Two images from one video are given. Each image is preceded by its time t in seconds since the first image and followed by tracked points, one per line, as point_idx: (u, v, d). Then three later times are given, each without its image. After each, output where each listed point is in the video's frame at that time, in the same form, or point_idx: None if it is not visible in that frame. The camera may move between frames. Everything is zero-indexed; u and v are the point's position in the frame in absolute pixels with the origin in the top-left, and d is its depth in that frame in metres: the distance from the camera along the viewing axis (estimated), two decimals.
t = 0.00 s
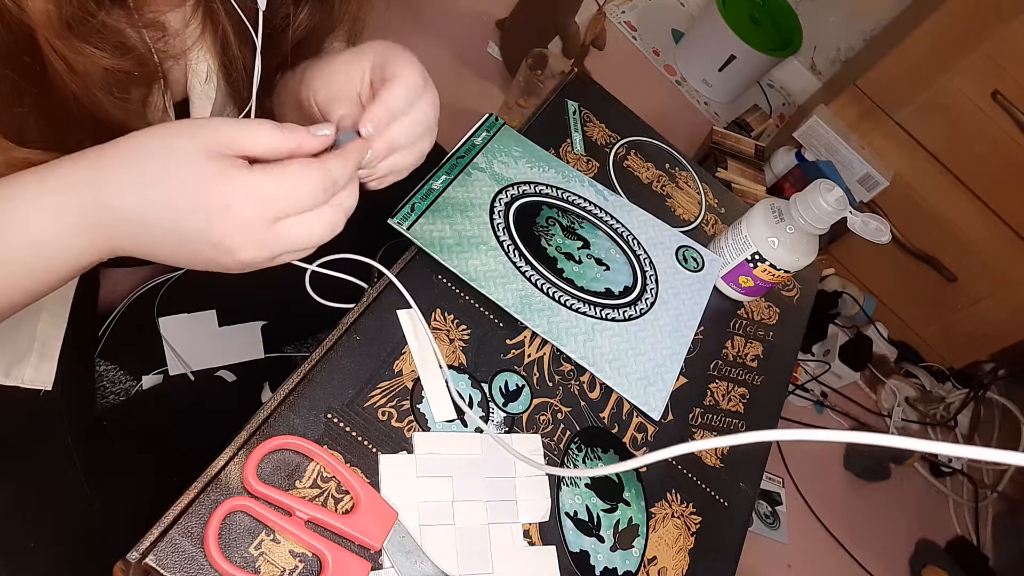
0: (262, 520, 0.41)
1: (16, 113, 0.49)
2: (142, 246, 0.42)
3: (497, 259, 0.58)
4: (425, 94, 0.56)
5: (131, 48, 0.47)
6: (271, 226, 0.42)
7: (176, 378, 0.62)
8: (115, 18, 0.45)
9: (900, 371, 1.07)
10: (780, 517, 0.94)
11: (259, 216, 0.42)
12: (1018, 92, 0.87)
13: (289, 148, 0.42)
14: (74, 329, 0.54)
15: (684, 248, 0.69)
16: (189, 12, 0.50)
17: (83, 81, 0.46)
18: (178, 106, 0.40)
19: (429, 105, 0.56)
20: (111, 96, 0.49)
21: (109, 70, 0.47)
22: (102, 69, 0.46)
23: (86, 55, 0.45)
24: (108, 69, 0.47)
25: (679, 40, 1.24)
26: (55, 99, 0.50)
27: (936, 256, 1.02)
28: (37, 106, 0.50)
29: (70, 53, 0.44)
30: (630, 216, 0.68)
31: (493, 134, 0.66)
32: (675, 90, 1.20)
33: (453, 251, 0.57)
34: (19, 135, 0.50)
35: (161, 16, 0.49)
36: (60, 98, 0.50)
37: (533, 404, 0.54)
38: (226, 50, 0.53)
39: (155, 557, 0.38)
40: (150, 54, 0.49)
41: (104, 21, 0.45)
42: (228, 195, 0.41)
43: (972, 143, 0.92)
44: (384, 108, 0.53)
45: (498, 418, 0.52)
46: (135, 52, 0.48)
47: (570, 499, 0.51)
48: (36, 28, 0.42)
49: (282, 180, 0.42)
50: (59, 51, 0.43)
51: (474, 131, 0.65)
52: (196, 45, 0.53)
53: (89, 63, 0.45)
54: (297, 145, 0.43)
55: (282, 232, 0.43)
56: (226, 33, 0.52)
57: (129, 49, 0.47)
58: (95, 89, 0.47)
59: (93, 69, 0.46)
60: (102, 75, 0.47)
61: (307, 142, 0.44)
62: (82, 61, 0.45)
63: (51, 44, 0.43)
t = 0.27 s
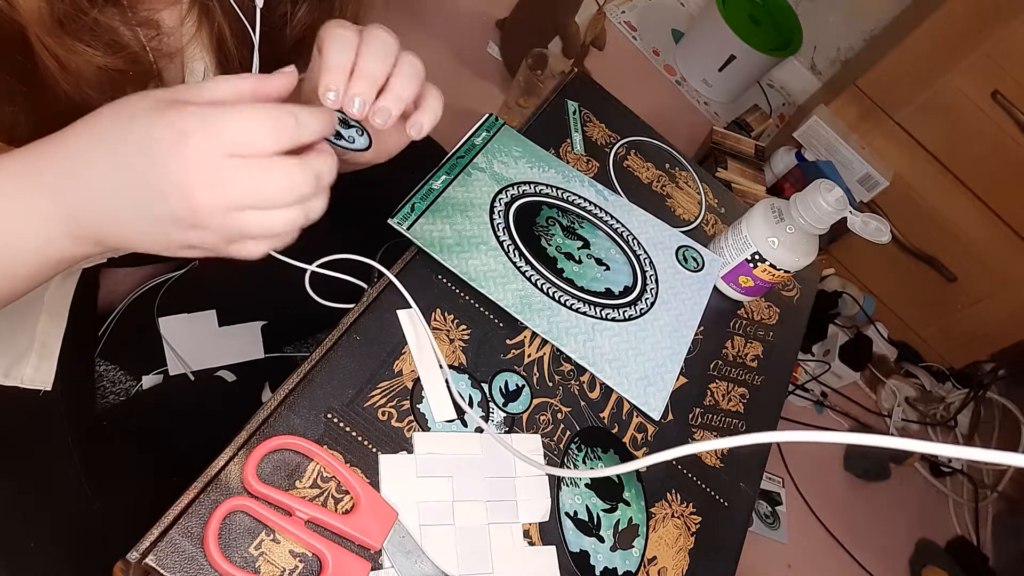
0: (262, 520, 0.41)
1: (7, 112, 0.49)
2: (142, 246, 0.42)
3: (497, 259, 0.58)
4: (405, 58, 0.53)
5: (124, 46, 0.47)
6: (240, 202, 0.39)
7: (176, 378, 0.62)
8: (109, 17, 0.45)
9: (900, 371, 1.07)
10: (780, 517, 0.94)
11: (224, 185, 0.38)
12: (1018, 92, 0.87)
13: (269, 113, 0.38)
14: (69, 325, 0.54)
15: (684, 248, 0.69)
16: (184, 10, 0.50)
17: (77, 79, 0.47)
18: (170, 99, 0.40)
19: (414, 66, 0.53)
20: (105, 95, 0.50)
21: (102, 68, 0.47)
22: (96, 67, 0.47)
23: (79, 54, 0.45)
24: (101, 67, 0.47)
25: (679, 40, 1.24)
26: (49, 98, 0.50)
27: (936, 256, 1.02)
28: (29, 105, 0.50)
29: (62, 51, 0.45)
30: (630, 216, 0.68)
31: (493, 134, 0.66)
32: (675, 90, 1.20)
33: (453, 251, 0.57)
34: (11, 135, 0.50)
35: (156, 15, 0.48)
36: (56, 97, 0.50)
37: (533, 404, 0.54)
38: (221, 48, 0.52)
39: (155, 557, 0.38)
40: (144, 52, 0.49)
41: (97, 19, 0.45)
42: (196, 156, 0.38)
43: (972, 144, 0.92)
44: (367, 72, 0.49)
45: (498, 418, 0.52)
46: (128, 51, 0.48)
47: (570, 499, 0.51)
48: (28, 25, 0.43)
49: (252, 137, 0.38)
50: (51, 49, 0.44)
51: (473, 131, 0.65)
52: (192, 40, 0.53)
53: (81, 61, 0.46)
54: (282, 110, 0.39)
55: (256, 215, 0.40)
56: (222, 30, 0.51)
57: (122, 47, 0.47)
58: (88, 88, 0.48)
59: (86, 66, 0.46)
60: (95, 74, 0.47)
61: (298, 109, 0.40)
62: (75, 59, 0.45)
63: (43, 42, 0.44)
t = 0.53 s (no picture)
0: (262, 520, 0.41)
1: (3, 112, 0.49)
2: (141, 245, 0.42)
3: (497, 259, 0.58)
4: (393, 46, 0.53)
5: (121, 46, 0.47)
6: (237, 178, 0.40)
7: (176, 378, 0.62)
8: (105, 18, 0.45)
9: (900, 371, 1.07)
10: (780, 517, 0.94)
11: (222, 159, 0.40)
12: (1018, 93, 0.87)
13: (266, 95, 0.41)
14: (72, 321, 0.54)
15: (684, 248, 0.69)
16: (181, 9, 0.50)
17: (75, 80, 0.47)
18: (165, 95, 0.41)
19: (403, 53, 0.53)
20: (104, 96, 0.50)
21: (99, 68, 0.47)
22: (93, 67, 0.47)
23: (76, 54, 0.45)
24: (97, 67, 0.47)
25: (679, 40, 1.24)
26: (47, 99, 0.50)
27: (936, 256, 1.02)
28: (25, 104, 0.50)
29: (58, 51, 0.44)
30: (630, 216, 0.68)
31: (493, 134, 0.66)
32: (675, 90, 1.20)
33: (453, 251, 0.57)
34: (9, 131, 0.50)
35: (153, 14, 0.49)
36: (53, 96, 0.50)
37: (533, 404, 0.54)
38: (218, 46, 0.52)
39: (155, 557, 0.38)
40: (141, 52, 0.49)
41: (93, 19, 0.45)
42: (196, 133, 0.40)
43: (972, 143, 0.92)
44: (354, 65, 0.49)
45: (498, 418, 0.52)
46: (125, 51, 0.48)
47: (570, 499, 0.51)
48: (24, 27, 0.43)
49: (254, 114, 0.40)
50: (47, 49, 0.44)
51: (473, 131, 0.65)
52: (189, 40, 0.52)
53: (78, 62, 0.46)
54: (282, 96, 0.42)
55: (249, 194, 0.41)
56: (219, 28, 0.51)
57: (118, 47, 0.47)
58: (85, 89, 0.48)
59: (83, 67, 0.46)
60: (92, 74, 0.47)
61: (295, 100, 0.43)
62: (72, 59, 0.45)
63: (38, 42, 0.44)
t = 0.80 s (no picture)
0: (262, 520, 0.41)
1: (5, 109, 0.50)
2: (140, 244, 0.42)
3: (497, 259, 0.58)
4: (391, 61, 0.53)
5: (121, 44, 0.47)
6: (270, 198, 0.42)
7: (176, 378, 0.62)
8: (107, 16, 0.45)
9: (900, 371, 1.07)
10: (780, 517, 0.94)
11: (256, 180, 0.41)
12: (1018, 93, 0.87)
13: (299, 118, 0.42)
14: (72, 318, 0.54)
15: (684, 247, 0.69)
16: (181, 8, 0.49)
17: (75, 79, 0.47)
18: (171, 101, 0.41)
19: (400, 68, 0.53)
20: (104, 92, 0.50)
21: (100, 66, 0.47)
22: (93, 65, 0.46)
23: (77, 53, 0.45)
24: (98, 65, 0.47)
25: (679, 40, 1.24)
26: (48, 97, 0.50)
27: (936, 256, 1.02)
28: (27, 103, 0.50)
29: (59, 49, 0.44)
30: (631, 216, 0.68)
31: (493, 134, 0.66)
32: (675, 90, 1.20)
33: (454, 251, 0.57)
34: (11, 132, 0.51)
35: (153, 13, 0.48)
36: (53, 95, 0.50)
37: (533, 404, 0.54)
38: (218, 45, 0.52)
39: (155, 557, 0.38)
40: (141, 50, 0.49)
41: (94, 18, 0.45)
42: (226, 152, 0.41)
43: (972, 144, 0.92)
44: (348, 81, 0.49)
45: (499, 418, 0.52)
46: (125, 49, 0.48)
47: (570, 499, 0.51)
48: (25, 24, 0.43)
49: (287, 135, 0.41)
50: (49, 47, 0.44)
51: (474, 131, 0.65)
52: (189, 40, 0.52)
53: (79, 59, 0.45)
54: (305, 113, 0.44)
55: (281, 211, 0.43)
56: (219, 27, 0.50)
57: (119, 45, 0.47)
58: (86, 87, 0.48)
59: (84, 65, 0.46)
60: (93, 72, 0.47)
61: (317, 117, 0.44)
62: (72, 58, 0.45)
63: (40, 38, 0.43)
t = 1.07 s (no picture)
0: (262, 520, 0.41)
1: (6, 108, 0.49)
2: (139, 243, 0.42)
3: (497, 259, 0.58)
4: (388, 53, 0.53)
5: (120, 43, 0.47)
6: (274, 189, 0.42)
7: (176, 378, 0.62)
8: (106, 14, 0.45)
9: (900, 371, 1.07)
10: (780, 517, 0.94)
11: (259, 172, 0.41)
12: (1018, 93, 0.87)
13: (300, 112, 0.42)
14: (72, 317, 0.54)
15: (684, 247, 0.69)
16: (180, 6, 0.49)
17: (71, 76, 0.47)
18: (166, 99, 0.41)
19: (397, 60, 0.53)
20: (101, 91, 0.50)
21: (99, 65, 0.47)
22: (91, 63, 0.47)
23: (76, 51, 0.45)
24: (95, 64, 0.47)
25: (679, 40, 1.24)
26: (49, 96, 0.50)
27: (936, 256, 1.02)
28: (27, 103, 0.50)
29: (58, 48, 0.44)
30: (631, 216, 0.68)
31: (494, 133, 0.66)
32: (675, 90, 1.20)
33: (454, 251, 0.57)
34: (11, 132, 0.51)
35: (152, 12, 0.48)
36: (51, 94, 0.50)
37: (533, 404, 0.54)
38: (217, 44, 0.51)
39: (155, 557, 0.38)
40: (138, 49, 0.49)
41: (93, 17, 0.45)
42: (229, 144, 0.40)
43: (972, 144, 0.92)
44: (347, 69, 0.49)
45: (499, 418, 0.52)
46: (123, 48, 0.48)
47: (570, 499, 0.51)
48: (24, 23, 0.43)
49: (290, 124, 0.41)
50: (48, 46, 0.44)
51: (474, 131, 0.65)
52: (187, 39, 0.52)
53: (77, 58, 0.46)
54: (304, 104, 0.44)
55: (285, 204, 0.43)
56: (218, 27, 0.50)
57: (117, 44, 0.47)
58: (84, 86, 0.48)
59: (82, 63, 0.46)
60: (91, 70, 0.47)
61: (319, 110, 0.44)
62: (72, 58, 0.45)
63: (39, 38, 0.44)
